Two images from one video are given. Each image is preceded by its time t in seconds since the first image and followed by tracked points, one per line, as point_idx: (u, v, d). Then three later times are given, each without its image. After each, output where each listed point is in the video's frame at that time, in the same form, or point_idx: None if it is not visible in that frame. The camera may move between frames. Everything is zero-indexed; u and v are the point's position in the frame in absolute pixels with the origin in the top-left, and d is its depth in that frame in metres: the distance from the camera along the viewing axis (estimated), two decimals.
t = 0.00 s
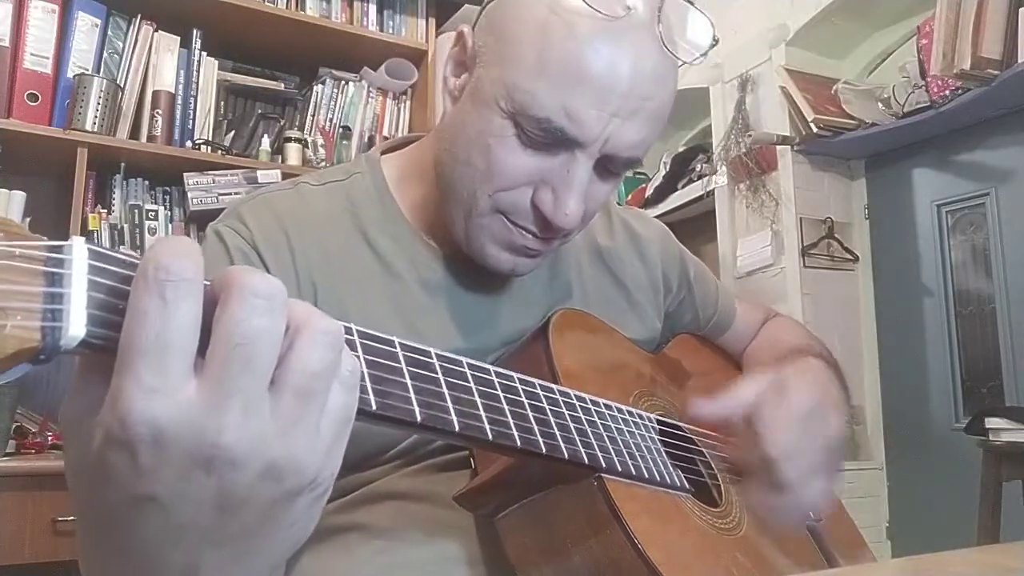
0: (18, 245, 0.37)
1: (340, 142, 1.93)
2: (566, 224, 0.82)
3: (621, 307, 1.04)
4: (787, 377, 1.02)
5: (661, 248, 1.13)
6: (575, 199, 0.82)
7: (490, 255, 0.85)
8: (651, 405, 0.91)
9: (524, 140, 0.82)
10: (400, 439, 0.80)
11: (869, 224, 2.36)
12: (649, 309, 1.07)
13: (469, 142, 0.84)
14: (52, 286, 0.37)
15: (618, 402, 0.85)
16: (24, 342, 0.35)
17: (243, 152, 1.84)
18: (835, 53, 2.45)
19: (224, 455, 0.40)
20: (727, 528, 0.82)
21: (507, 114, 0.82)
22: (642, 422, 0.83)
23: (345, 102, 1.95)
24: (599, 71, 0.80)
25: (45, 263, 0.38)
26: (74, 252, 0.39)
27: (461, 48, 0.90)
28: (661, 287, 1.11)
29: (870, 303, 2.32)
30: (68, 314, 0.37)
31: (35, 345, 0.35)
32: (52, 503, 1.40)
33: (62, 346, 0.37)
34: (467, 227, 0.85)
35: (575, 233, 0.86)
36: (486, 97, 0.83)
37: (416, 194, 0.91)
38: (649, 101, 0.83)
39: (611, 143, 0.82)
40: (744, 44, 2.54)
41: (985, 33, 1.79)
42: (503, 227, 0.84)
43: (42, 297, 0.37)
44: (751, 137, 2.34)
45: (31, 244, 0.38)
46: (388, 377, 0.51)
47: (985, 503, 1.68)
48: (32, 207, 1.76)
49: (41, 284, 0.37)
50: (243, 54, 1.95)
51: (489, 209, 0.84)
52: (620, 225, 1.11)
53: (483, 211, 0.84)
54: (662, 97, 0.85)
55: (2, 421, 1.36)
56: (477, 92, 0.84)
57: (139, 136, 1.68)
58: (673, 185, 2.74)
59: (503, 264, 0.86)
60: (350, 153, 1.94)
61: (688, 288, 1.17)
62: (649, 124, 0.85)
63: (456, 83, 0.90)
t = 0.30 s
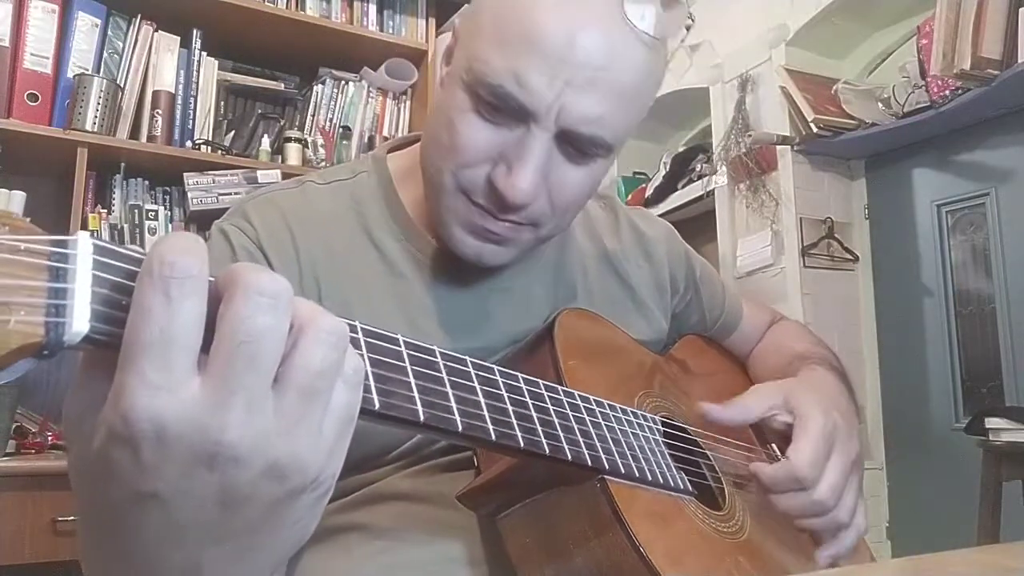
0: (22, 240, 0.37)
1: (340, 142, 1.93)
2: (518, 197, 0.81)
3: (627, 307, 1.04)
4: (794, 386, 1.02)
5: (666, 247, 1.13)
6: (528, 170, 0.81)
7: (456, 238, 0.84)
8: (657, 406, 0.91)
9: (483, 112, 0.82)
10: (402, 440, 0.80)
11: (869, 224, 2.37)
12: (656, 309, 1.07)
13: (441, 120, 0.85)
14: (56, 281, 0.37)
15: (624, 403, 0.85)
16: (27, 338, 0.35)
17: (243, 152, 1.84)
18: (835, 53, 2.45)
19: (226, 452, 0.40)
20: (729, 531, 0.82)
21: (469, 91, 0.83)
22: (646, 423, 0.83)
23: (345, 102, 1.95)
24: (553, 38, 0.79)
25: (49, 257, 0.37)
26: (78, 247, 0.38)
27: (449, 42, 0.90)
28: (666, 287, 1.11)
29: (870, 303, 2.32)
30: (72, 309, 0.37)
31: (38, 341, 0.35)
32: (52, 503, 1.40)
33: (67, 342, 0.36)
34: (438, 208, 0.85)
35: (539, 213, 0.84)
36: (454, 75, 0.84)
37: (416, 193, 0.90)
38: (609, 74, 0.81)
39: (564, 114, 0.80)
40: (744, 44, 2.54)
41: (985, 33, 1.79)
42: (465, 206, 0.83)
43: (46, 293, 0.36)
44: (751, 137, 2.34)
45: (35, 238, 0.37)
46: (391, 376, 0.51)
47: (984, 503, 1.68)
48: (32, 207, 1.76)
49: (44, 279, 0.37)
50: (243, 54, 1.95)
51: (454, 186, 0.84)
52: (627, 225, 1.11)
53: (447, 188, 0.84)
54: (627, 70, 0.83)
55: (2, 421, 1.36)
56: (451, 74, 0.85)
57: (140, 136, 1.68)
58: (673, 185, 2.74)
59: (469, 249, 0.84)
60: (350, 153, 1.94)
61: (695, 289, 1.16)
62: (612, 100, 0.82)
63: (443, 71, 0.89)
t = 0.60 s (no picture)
0: (21, 230, 0.36)
1: (340, 142, 1.93)
2: (515, 184, 0.80)
3: (626, 305, 1.04)
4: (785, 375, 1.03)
5: (664, 247, 1.13)
6: (524, 158, 0.81)
7: (453, 230, 0.84)
8: (655, 404, 0.91)
9: (478, 100, 0.82)
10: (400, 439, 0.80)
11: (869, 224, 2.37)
12: (654, 307, 1.07)
13: (438, 113, 0.85)
14: (57, 272, 0.36)
15: (621, 401, 0.85)
16: (25, 329, 0.34)
17: (243, 152, 1.84)
18: (835, 53, 2.45)
19: (205, 453, 0.41)
20: (727, 529, 0.83)
21: (465, 81, 0.82)
22: (644, 421, 0.83)
23: (345, 102, 1.94)
24: (547, 25, 0.80)
25: (49, 248, 0.37)
26: (79, 238, 0.38)
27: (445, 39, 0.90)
28: (665, 286, 1.11)
29: (870, 302, 2.32)
30: (72, 300, 0.36)
31: (37, 332, 0.34)
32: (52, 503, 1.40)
33: (66, 334, 0.36)
34: (434, 200, 0.85)
35: (536, 203, 0.84)
36: (450, 68, 0.84)
37: (412, 190, 0.90)
38: (604, 57, 0.82)
39: (561, 99, 0.80)
40: (744, 44, 2.54)
41: (985, 33, 1.78)
42: (463, 198, 0.83)
43: (46, 283, 0.36)
44: (751, 137, 2.34)
45: (35, 228, 0.37)
46: (392, 370, 0.51)
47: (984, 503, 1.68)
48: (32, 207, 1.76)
49: (44, 269, 0.36)
50: (243, 54, 1.95)
51: (449, 177, 0.83)
52: (624, 224, 1.11)
53: (443, 180, 0.83)
54: (621, 57, 0.83)
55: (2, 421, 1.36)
56: (447, 69, 0.85)
57: (139, 136, 1.68)
58: (673, 185, 2.74)
59: (467, 240, 0.84)
60: (350, 153, 1.94)
61: (691, 288, 1.17)
62: (607, 88, 0.83)
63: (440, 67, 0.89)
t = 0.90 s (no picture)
0: (32, 210, 0.36)
1: (340, 142, 1.92)
2: (534, 179, 0.80)
3: (626, 303, 1.05)
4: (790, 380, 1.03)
5: (664, 247, 1.13)
6: (543, 154, 0.80)
7: (469, 228, 0.84)
8: (656, 401, 0.91)
9: (491, 99, 0.81)
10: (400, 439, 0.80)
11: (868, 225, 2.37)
12: (654, 306, 1.08)
13: (441, 114, 0.84)
14: (68, 251, 0.35)
15: (624, 397, 0.86)
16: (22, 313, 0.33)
17: (243, 152, 1.84)
18: (835, 53, 2.45)
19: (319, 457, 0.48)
20: (728, 528, 0.82)
21: (477, 76, 0.81)
22: (647, 418, 0.82)
23: (345, 102, 1.94)
24: (560, 22, 0.79)
25: (60, 228, 0.36)
26: (88, 219, 0.37)
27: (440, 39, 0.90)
28: (664, 285, 1.11)
29: (869, 301, 2.32)
30: (83, 280, 0.35)
31: (49, 311, 0.33)
32: (52, 503, 1.40)
33: (78, 315, 0.34)
34: (447, 198, 0.85)
35: (552, 198, 0.83)
36: (458, 63, 0.83)
37: (411, 189, 0.90)
38: (614, 48, 0.82)
39: (577, 93, 0.80)
40: (744, 45, 2.54)
41: (985, 33, 1.79)
42: (478, 197, 0.83)
43: (57, 263, 0.35)
44: (751, 137, 2.34)
45: (44, 208, 0.36)
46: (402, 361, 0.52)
47: (984, 504, 1.68)
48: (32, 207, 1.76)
49: (55, 248, 0.35)
50: (243, 53, 1.95)
51: (464, 176, 0.83)
52: (624, 223, 1.11)
53: (458, 180, 0.83)
54: (630, 45, 0.83)
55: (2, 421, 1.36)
56: (452, 63, 0.84)
57: (139, 136, 1.68)
58: (673, 185, 2.74)
59: (483, 239, 0.84)
60: (350, 153, 1.93)
61: (690, 289, 1.17)
62: (618, 79, 0.83)
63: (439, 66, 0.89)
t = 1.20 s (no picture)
0: (48, 202, 0.36)
1: (340, 142, 1.92)
2: (559, 189, 0.79)
3: (628, 301, 1.05)
4: (798, 383, 1.02)
5: (667, 246, 1.13)
6: (566, 164, 0.79)
7: (490, 237, 0.83)
8: (665, 399, 0.92)
9: (509, 110, 0.79)
10: (404, 439, 0.80)
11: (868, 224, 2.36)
12: (658, 305, 1.08)
13: (447, 119, 0.83)
14: (84, 244, 0.36)
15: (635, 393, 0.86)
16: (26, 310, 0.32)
17: (243, 152, 1.84)
18: (835, 53, 2.45)
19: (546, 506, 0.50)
20: (737, 528, 0.83)
21: (493, 84, 0.79)
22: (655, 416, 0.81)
23: (345, 102, 1.94)
24: (577, 29, 0.79)
25: (77, 219, 0.36)
26: (105, 211, 0.37)
27: (440, 44, 0.90)
28: (667, 284, 1.11)
29: (869, 300, 2.32)
30: (100, 274, 0.35)
31: (65, 306, 0.33)
32: (51, 503, 1.39)
33: (95, 310, 0.34)
34: (465, 209, 0.83)
35: (573, 203, 0.83)
36: (469, 74, 0.80)
37: (413, 190, 0.90)
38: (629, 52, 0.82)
39: (598, 99, 0.79)
40: (744, 45, 2.54)
41: (985, 33, 1.79)
42: (499, 208, 0.82)
43: (74, 256, 0.35)
44: (752, 137, 2.34)
45: (61, 200, 0.36)
46: (418, 359, 0.50)
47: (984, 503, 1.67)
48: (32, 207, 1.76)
49: (72, 242, 0.35)
50: (243, 53, 1.95)
51: (484, 188, 0.81)
52: (627, 222, 1.11)
53: (479, 193, 0.81)
54: (643, 47, 0.83)
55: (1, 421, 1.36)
56: (460, 72, 0.82)
57: (140, 136, 1.68)
58: (673, 185, 2.74)
59: (505, 248, 0.83)
60: (350, 153, 1.93)
61: (694, 287, 1.16)
62: (634, 80, 0.82)
63: (442, 73, 0.87)
